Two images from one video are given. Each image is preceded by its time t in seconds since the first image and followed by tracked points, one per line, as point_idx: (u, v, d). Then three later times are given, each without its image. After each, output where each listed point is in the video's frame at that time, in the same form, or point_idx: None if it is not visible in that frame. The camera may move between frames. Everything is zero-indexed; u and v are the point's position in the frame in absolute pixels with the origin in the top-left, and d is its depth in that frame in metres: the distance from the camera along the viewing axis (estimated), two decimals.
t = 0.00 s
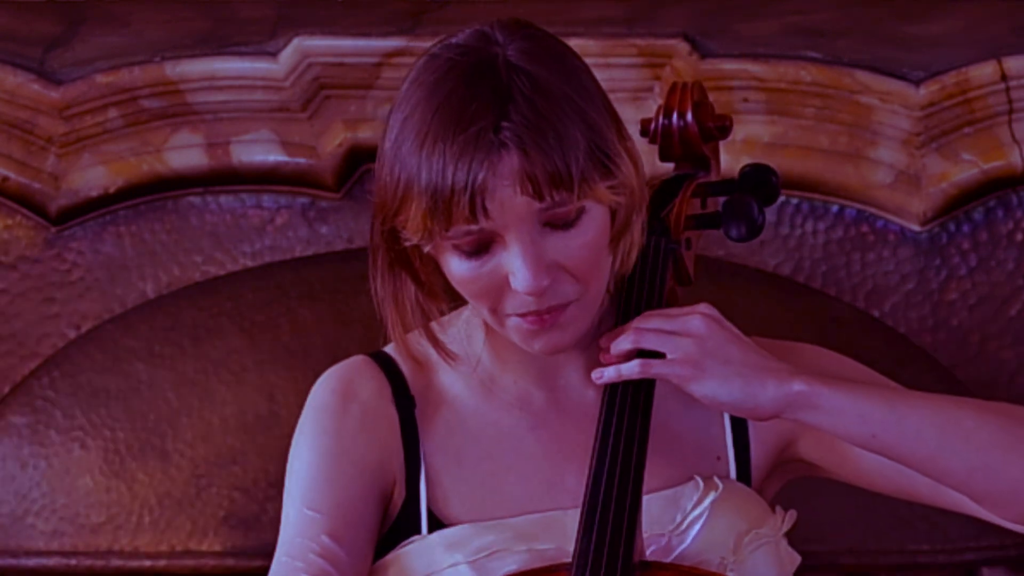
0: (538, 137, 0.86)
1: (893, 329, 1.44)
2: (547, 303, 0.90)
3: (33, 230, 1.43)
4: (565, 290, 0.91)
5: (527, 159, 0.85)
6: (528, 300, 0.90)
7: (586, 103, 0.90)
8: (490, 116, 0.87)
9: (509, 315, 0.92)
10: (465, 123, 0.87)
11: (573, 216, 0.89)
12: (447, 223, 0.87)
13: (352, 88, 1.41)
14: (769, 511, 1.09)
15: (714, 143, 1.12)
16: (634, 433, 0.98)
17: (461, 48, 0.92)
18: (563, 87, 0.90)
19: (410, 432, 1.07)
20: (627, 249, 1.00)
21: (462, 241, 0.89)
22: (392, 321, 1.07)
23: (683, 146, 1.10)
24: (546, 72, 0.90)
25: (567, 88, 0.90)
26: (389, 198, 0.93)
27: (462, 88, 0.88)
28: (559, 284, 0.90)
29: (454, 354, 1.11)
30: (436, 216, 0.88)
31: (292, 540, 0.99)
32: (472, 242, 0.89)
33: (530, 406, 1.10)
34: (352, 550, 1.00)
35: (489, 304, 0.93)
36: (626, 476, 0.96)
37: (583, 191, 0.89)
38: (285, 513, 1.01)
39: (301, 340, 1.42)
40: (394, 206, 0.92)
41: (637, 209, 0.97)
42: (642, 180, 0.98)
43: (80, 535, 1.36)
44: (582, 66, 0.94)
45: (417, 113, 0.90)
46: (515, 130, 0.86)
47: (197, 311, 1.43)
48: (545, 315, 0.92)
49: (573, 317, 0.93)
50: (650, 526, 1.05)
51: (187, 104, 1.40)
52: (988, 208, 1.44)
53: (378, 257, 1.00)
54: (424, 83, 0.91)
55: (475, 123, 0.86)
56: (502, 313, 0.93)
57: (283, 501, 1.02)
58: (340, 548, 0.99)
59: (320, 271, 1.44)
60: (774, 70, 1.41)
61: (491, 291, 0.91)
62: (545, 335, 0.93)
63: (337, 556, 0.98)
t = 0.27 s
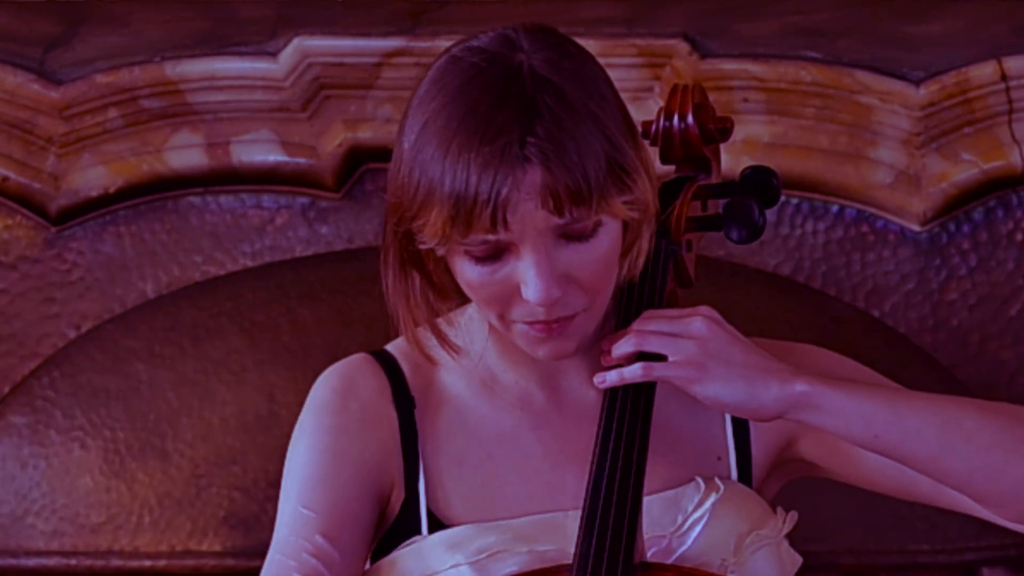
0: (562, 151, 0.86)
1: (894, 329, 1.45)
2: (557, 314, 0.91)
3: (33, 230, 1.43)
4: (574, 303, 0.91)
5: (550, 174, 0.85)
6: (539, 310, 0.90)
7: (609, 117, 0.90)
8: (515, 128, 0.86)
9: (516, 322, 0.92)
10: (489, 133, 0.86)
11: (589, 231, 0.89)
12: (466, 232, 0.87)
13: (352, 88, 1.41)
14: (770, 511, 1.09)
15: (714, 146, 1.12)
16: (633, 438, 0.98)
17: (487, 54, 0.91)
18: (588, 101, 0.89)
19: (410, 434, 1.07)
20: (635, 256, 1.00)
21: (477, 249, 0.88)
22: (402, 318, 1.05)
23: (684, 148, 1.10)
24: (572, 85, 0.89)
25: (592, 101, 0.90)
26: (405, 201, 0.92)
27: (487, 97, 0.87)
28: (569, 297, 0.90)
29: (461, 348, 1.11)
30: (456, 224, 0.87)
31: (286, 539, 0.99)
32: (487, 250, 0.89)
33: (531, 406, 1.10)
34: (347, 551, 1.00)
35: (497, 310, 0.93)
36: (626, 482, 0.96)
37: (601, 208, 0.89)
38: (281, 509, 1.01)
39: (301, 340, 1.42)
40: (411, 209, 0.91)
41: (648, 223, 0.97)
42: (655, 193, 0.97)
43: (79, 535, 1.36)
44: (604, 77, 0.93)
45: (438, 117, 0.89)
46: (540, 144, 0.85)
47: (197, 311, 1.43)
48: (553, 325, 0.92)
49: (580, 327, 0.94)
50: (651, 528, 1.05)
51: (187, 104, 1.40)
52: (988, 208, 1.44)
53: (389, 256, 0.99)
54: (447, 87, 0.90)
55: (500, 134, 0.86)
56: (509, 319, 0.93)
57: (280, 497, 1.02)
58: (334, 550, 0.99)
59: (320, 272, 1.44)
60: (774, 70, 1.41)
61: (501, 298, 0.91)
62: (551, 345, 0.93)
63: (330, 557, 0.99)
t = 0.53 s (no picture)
0: (584, 160, 0.85)
1: (893, 329, 1.45)
2: (561, 320, 0.90)
3: (33, 230, 1.43)
4: (579, 310, 0.91)
5: (571, 183, 0.84)
6: (543, 315, 0.90)
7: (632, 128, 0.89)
8: (540, 133, 0.85)
9: (519, 324, 0.92)
10: (512, 137, 0.85)
11: (600, 240, 0.89)
12: (483, 233, 0.86)
13: (351, 88, 1.41)
14: (768, 509, 1.09)
15: (714, 144, 1.12)
16: (633, 435, 0.98)
17: (514, 55, 0.90)
18: (612, 110, 0.89)
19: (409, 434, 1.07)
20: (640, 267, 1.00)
21: (489, 251, 0.88)
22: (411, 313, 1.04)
23: (683, 147, 1.10)
24: (597, 93, 0.89)
25: (616, 111, 0.89)
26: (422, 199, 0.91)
27: (512, 100, 0.87)
28: (574, 304, 0.90)
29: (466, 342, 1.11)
30: (473, 226, 0.86)
31: (272, 533, 0.99)
32: (499, 252, 0.88)
33: (532, 405, 1.11)
34: (331, 550, 1.00)
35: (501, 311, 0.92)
36: (626, 476, 0.96)
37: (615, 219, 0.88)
38: (269, 504, 1.01)
39: (301, 340, 1.43)
40: (428, 207, 0.90)
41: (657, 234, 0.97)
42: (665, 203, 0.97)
43: (80, 535, 1.36)
44: (625, 86, 0.92)
45: (461, 117, 0.88)
46: (564, 152, 0.85)
47: (197, 311, 1.43)
48: (555, 329, 0.92)
49: (581, 332, 0.94)
50: (650, 527, 1.04)
51: (187, 104, 1.40)
52: (988, 208, 1.44)
53: (401, 249, 0.98)
54: (471, 87, 0.89)
55: (523, 138, 0.85)
56: (512, 321, 0.93)
57: (270, 492, 1.03)
58: (318, 548, 0.99)
59: (320, 272, 1.44)
60: (774, 70, 1.41)
61: (506, 300, 0.91)
62: (552, 348, 0.93)
63: (312, 554, 0.99)
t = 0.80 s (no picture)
0: (600, 162, 0.86)
1: (893, 329, 1.45)
2: (566, 322, 0.91)
3: (33, 230, 1.42)
4: (585, 313, 0.91)
5: (587, 184, 0.85)
6: (549, 316, 0.90)
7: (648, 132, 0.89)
8: (557, 133, 0.85)
9: (524, 325, 0.93)
10: (529, 136, 0.85)
11: (611, 243, 0.89)
12: (496, 230, 0.86)
13: (351, 88, 1.41)
14: (768, 507, 1.09)
15: (715, 142, 1.12)
16: (633, 442, 0.98)
17: (532, 54, 0.90)
18: (628, 114, 0.89)
19: (408, 431, 1.07)
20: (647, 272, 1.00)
21: (500, 248, 0.88)
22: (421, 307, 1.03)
23: (684, 146, 1.09)
24: (615, 96, 0.89)
25: (633, 115, 0.89)
26: (435, 195, 0.90)
27: (530, 99, 0.87)
28: (581, 306, 0.90)
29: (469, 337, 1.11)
30: (486, 222, 0.86)
31: (239, 508, 1.00)
32: (509, 251, 0.88)
33: (535, 402, 1.10)
34: (293, 537, 1.01)
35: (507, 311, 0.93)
36: (627, 483, 0.96)
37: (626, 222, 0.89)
38: (244, 476, 1.02)
39: (302, 340, 1.43)
40: (440, 203, 0.90)
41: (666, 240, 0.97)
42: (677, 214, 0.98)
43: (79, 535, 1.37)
44: (639, 88, 0.93)
45: (477, 114, 0.88)
46: (580, 153, 0.85)
47: (197, 311, 1.43)
48: (561, 331, 0.92)
49: (586, 337, 0.94)
50: (653, 524, 1.04)
51: (187, 104, 1.40)
52: (988, 208, 1.44)
53: (411, 243, 0.97)
54: (488, 84, 0.89)
55: (540, 138, 0.85)
56: (517, 322, 0.93)
57: (247, 463, 1.03)
58: (280, 534, 1.00)
59: (320, 272, 1.45)
60: (774, 70, 1.41)
61: (513, 300, 0.91)
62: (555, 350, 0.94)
63: (272, 540, 1.00)
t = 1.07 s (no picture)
0: (619, 146, 0.89)
1: (893, 329, 1.45)
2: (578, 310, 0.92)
3: (33, 230, 1.42)
4: (597, 302, 0.92)
5: (606, 166, 0.88)
6: (560, 303, 0.91)
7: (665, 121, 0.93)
8: (578, 118, 0.89)
9: (535, 313, 0.94)
10: (551, 120, 0.89)
11: (625, 231, 0.92)
12: (514, 212, 0.89)
13: (352, 88, 1.41)
14: (770, 505, 1.09)
15: (716, 142, 1.11)
16: (634, 441, 0.98)
17: (553, 41, 0.93)
18: (648, 103, 0.93)
19: (411, 425, 1.07)
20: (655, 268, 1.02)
21: (517, 230, 0.90)
22: (434, 290, 1.03)
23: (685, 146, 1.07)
24: (634, 85, 0.93)
25: (652, 104, 0.93)
26: (453, 177, 0.93)
27: (550, 84, 0.90)
28: (594, 295, 0.91)
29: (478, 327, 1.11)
30: (506, 204, 0.89)
31: (209, 440, 1.01)
32: (525, 234, 0.91)
33: (538, 397, 1.10)
34: (254, 485, 1.02)
35: (518, 298, 0.94)
36: (630, 484, 0.96)
37: (642, 211, 0.92)
38: (227, 414, 1.04)
39: (302, 340, 1.43)
40: (458, 185, 0.93)
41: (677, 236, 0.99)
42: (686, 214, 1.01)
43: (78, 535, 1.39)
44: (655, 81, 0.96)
45: (499, 97, 0.91)
46: (601, 137, 0.89)
47: (197, 311, 1.43)
48: (571, 319, 0.93)
49: (595, 327, 0.95)
50: (654, 523, 1.04)
51: (187, 104, 1.40)
52: (988, 208, 1.44)
53: (427, 227, 0.98)
54: (510, 69, 0.92)
55: (561, 120, 0.89)
56: (528, 310, 0.94)
57: (235, 404, 1.05)
58: (241, 477, 1.01)
59: (320, 272, 1.45)
60: (773, 70, 1.41)
61: (526, 285, 0.92)
62: (563, 339, 0.95)
63: (230, 483, 1.00)
